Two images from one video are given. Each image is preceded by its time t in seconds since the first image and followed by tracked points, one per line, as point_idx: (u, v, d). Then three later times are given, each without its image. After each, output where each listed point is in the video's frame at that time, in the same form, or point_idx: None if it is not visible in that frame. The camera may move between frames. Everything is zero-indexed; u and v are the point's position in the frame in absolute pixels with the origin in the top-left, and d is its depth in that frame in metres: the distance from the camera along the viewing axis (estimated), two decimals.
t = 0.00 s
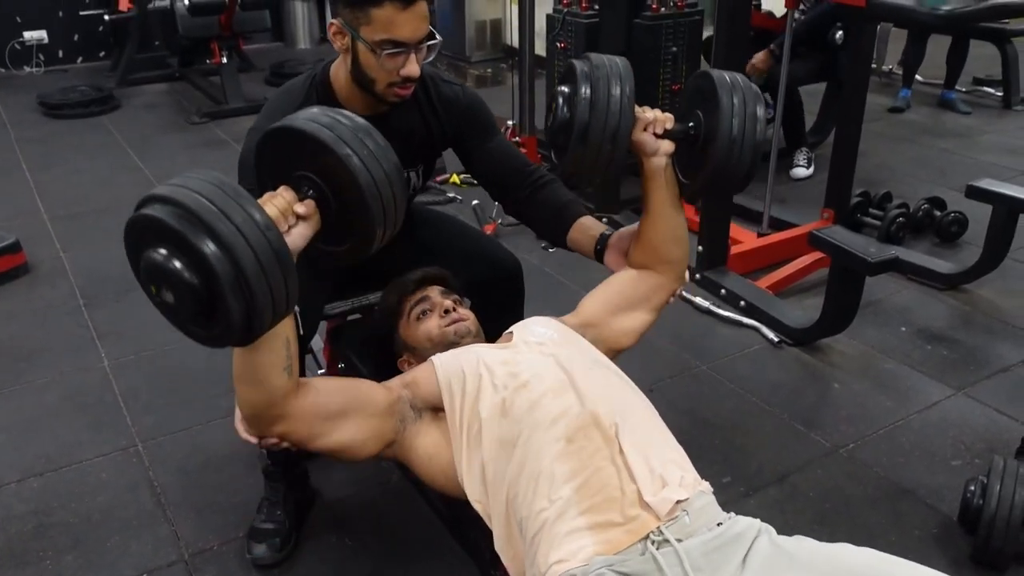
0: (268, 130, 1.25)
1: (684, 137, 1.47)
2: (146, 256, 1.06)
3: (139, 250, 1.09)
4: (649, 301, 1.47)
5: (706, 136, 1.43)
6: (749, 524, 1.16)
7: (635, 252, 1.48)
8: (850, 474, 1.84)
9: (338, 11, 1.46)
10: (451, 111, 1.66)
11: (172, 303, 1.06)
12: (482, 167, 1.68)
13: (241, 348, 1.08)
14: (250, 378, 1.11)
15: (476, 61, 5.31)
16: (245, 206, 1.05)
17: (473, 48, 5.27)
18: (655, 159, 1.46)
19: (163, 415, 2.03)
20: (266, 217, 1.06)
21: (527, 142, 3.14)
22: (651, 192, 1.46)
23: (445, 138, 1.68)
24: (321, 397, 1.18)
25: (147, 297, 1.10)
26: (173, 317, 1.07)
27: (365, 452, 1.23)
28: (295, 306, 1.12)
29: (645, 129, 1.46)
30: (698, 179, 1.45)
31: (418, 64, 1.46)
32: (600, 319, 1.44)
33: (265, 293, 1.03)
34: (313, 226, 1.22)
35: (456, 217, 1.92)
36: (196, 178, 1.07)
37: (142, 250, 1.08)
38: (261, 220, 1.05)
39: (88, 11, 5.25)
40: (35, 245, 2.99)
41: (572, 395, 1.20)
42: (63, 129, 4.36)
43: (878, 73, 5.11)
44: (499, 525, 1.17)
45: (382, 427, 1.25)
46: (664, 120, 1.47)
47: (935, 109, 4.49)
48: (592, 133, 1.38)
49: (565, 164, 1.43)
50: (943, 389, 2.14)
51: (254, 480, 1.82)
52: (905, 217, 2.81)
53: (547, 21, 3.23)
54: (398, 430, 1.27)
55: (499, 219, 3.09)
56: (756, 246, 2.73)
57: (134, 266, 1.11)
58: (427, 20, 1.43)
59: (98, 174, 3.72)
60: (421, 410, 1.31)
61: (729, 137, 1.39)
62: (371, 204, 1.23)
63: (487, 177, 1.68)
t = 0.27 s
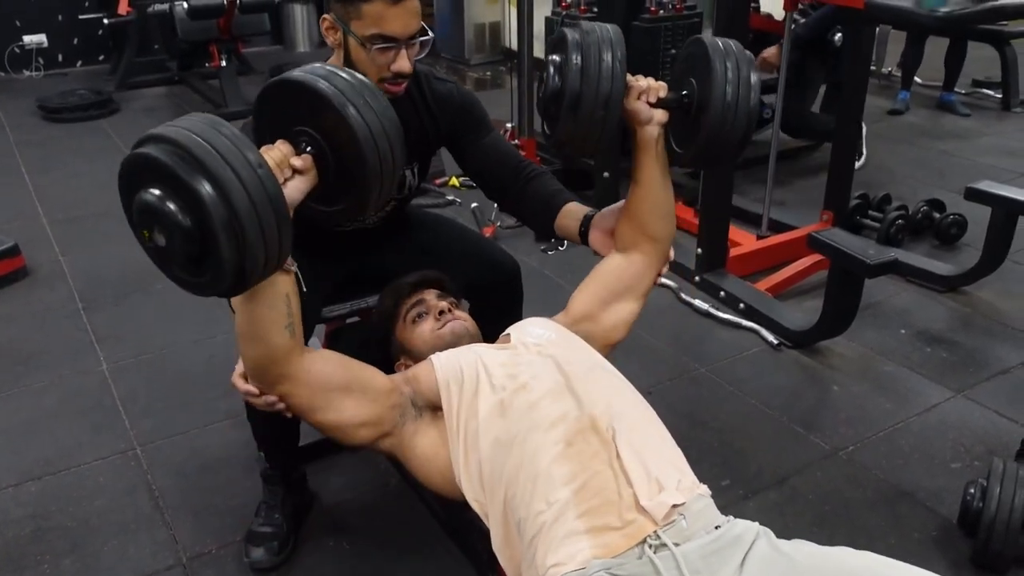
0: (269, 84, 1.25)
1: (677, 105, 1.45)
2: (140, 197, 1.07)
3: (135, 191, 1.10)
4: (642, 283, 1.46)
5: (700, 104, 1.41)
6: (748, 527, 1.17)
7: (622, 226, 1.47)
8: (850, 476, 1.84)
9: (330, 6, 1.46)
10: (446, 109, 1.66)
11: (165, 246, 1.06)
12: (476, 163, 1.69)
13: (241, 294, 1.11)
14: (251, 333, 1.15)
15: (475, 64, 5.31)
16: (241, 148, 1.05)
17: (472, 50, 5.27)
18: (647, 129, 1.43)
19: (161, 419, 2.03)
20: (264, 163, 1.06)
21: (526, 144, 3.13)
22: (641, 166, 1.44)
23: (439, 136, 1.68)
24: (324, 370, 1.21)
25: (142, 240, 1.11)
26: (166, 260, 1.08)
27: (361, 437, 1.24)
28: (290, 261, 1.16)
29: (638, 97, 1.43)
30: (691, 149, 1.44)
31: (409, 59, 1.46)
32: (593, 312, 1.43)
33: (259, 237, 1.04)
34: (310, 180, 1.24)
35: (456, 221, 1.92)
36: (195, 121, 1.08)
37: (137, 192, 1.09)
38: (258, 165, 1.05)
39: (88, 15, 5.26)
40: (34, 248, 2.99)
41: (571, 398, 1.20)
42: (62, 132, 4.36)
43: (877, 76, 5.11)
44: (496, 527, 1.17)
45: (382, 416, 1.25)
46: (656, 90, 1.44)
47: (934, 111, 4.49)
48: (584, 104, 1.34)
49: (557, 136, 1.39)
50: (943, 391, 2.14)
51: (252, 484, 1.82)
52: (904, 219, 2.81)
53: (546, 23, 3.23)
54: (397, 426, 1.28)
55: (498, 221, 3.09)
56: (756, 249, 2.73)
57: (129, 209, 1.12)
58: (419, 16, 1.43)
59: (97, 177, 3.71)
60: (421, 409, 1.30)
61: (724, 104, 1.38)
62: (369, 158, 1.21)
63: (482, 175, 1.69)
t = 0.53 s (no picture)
0: (271, 145, 1.25)
1: (678, 158, 1.47)
2: (139, 259, 1.07)
3: (133, 252, 1.10)
4: (645, 319, 1.47)
5: (701, 157, 1.44)
6: (741, 529, 1.17)
7: (631, 271, 1.48)
8: (848, 477, 1.83)
9: (326, 7, 1.47)
10: (442, 112, 1.66)
11: (162, 306, 1.07)
12: (472, 168, 1.69)
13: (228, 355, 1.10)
14: (236, 388, 1.14)
15: (473, 66, 5.32)
16: (240, 213, 1.05)
17: (471, 52, 5.28)
18: (650, 181, 1.45)
19: (159, 421, 2.03)
20: (261, 227, 1.07)
21: (524, 146, 3.11)
22: (646, 213, 1.45)
23: (435, 139, 1.68)
24: (309, 410, 1.21)
25: (138, 299, 1.11)
26: (162, 319, 1.08)
27: (357, 460, 1.25)
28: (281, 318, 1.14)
29: (641, 151, 1.45)
30: (694, 202, 1.45)
31: (405, 60, 1.45)
32: (599, 334, 1.43)
33: (256, 301, 1.04)
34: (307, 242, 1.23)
35: (454, 223, 1.91)
36: (194, 185, 1.08)
37: (136, 252, 1.09)
38: (256, 230, 1.06)
39: (86, 17, 5.26)
40: (32, 251, 2.99)
41: (564, 401, 1.20)
42: (61, 135, 4.36)
43: (875, 77, 5.12)
44: (491, 529, 1.17)
45: (374, 436, 1.26)
46: (659, 143, 1.46)
47: (933, 112, 4.49)
48: (591, 158, 1.35)
49: (563, 189, 1.41)
50: (942, 391, 2.13)
51: (250, 486, 1.81)
52: (902, 219, 2.80)
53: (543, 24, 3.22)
54: (389, 439, 1.28)
55: (496, 223, 3.09)
56: (754, 250, 2.72)
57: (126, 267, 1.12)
58: (415, 17, 1.44)
59: (95, 179, 3.71)
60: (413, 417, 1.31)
61: (725, 158, 1.40)
62: (365, 222, 1.22)
63: (478, 180, 1.69)
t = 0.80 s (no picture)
0: (267, 215, 1.25)
1: (679, 208, 1.49)
2: (141, 336, 1.07)
3: (132, 329, 1.09)
4: (644, 348, 1.46)
5: (702, 207, 1.45)
6: (736, 533, 1.18)
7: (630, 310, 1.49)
8: (846, 476, 1.83)
9: (325, 15, 1.46)
10: (440, 120, 1.66)
11: (165, 383, 1.07)
12: (470, 176, 1.69)
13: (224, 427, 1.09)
14: (234, 454, 1.12)
15: (471, 66, 5.32)
16: (238, 289, 1.06)
17: (468, 53, 5.28)
18: (651, 229, 1.46)
19: (157, 422, 2.03)
20: (259, 301, 1.07)
21: (521, 147, 3.09)
22: (646, 253, 1.47)
23: (433, 146, 1.68)
24: (304, 455, 1.20)
25: (139, 374, 1.11)
26: (165, 396, 1.08)
27: (356, 485, 1.26)
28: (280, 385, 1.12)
29: (644, 200, 1.47)
30: (694, 251, 1.46)
31: (405, 69, 1.45)
32: (601, 348, 1.43)
33: (257, 375, 1.04)
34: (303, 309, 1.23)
35: (450, 223, 1.92)
36: (193, 263, 1.08)
37: (136, 330, 1.09)
38: (255, 304, 1.06)
39: (83, 19, 5.26)
40: (30, 253, 2.99)
41: (557, 403, 1.19)
42: (58, 137, 4.36)
43: (873, 76, 5.12)
44: (485, 532, 1.18)
45: (365, 458, 1.27)
46: (661, 192, 1.48)
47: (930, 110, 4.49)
48: (598, 208, 1.36)
49: (569, 236, 1.41)
50: (939, 390, 2.13)
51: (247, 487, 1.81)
52: (900, 218, 2.80)
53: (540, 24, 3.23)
54: (382, 454, 1.29)
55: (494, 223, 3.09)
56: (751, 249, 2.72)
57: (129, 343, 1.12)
58: (415, 25, 1.43)
59: (93, 181, 3.71)
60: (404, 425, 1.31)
61: (726, 211, 1.41)
62: (358, 290, 1.20)
63: (475, 191, 1.69)
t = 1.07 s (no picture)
0: (263, 273, 1.23)
1: (672, 257, 1.53)
2: (150, 407, 1.07)
3: (141, 400, 1.09)
4: (633, 374, 1.46)
5: (694, 257, 1.50)
6: (735, 531, 1.18)
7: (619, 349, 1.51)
8: (843, 472, 1.83)
9: (330, 29, 1.44)
10: (440, 131, 1.64)
11: (178, 451, 1.07)
12: (470, 187, 1.69)
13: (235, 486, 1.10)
14: (247, 507, 1.14)
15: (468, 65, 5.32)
16: (246, 357, 1.06)
17: (465, 52, 5.28)
18: (643, 276, 1.49)
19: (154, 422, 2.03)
20: (266, 365, 1.07)
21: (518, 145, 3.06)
22: (637, 292, 1.49)
23: (433, 156, 1.66)
24: (310, 487, 1.19)
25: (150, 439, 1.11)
26: (178, 461, 1.09)
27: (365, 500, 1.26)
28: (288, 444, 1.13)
29: (638, 249, 1.50)
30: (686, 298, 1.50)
31: (409, 88, 1.44)
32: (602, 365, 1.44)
33: (268, 439, 1.05)
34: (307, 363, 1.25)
35: (449, 222, 1.92)
36: (197, 332, 1.08)
37: (145, 401, 1.09)
38: (262, 369, 1.06)
39: (80, 20, 5.25)
40: (27, 253, 2.98)
41: (558, 399, 1.19)
42: (55, 137, 4.35)
43: (869, 73, 5.12)
44: (484, 528, 1.17)
45: (366, 476, 1.25)
46: (655, 242, 1.51)
47: (927, 107, 4.49)
48: (596, 257, 1.40)
49: (566, 283, 1.46)
50: (937, 385, 2.13)
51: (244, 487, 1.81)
52: (897, 214, 2.80)
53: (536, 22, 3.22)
54: (381, 463, 1.27)
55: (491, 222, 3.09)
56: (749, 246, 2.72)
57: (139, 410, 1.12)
58: (421, 46, 1.42)
59: (90, 182, 3.71)
60: (399, 430, 1.29)
61: (717, 262, 1.46)
62: (361, 343, 1.20)
63: (472, 206, 1.71)
